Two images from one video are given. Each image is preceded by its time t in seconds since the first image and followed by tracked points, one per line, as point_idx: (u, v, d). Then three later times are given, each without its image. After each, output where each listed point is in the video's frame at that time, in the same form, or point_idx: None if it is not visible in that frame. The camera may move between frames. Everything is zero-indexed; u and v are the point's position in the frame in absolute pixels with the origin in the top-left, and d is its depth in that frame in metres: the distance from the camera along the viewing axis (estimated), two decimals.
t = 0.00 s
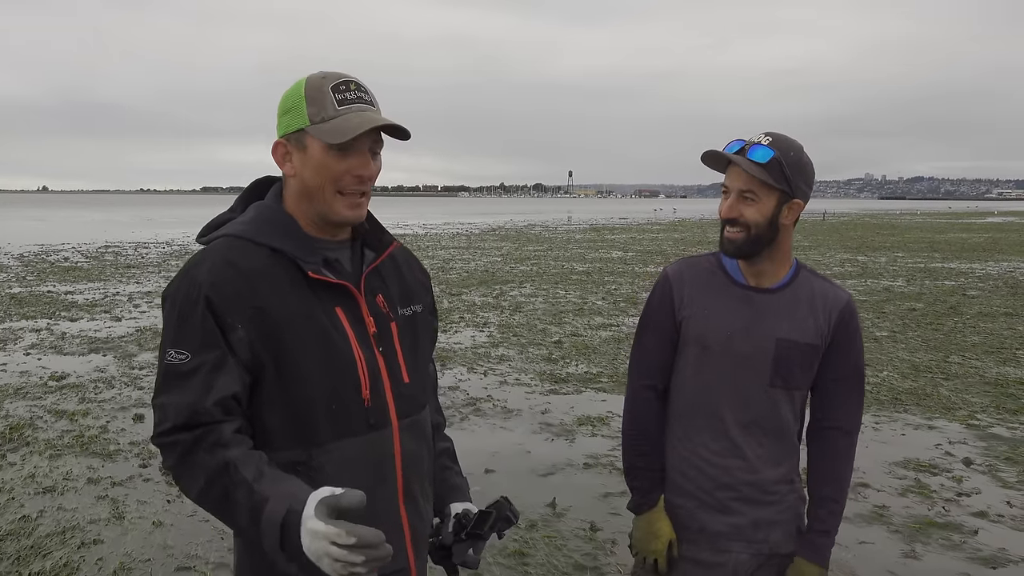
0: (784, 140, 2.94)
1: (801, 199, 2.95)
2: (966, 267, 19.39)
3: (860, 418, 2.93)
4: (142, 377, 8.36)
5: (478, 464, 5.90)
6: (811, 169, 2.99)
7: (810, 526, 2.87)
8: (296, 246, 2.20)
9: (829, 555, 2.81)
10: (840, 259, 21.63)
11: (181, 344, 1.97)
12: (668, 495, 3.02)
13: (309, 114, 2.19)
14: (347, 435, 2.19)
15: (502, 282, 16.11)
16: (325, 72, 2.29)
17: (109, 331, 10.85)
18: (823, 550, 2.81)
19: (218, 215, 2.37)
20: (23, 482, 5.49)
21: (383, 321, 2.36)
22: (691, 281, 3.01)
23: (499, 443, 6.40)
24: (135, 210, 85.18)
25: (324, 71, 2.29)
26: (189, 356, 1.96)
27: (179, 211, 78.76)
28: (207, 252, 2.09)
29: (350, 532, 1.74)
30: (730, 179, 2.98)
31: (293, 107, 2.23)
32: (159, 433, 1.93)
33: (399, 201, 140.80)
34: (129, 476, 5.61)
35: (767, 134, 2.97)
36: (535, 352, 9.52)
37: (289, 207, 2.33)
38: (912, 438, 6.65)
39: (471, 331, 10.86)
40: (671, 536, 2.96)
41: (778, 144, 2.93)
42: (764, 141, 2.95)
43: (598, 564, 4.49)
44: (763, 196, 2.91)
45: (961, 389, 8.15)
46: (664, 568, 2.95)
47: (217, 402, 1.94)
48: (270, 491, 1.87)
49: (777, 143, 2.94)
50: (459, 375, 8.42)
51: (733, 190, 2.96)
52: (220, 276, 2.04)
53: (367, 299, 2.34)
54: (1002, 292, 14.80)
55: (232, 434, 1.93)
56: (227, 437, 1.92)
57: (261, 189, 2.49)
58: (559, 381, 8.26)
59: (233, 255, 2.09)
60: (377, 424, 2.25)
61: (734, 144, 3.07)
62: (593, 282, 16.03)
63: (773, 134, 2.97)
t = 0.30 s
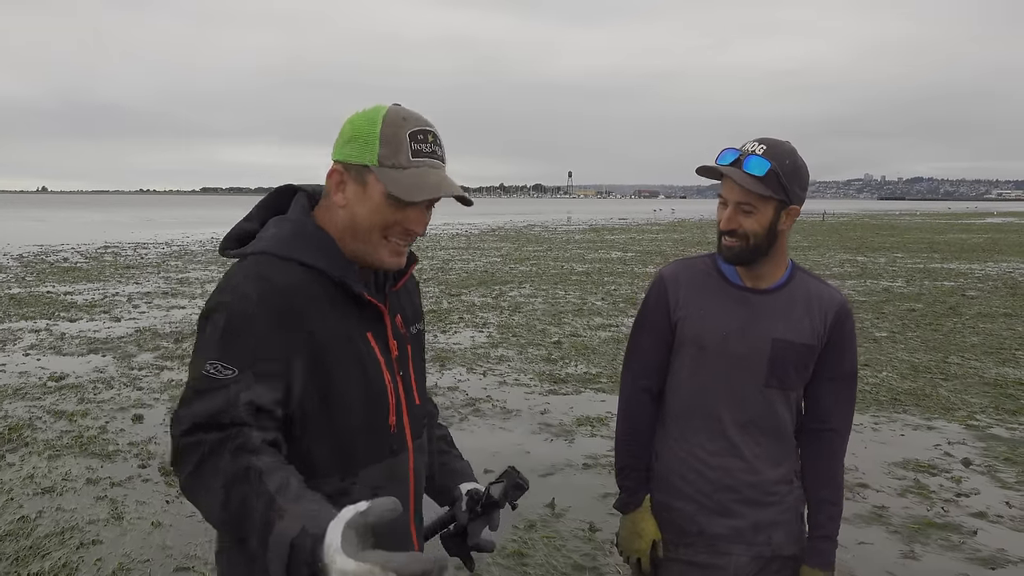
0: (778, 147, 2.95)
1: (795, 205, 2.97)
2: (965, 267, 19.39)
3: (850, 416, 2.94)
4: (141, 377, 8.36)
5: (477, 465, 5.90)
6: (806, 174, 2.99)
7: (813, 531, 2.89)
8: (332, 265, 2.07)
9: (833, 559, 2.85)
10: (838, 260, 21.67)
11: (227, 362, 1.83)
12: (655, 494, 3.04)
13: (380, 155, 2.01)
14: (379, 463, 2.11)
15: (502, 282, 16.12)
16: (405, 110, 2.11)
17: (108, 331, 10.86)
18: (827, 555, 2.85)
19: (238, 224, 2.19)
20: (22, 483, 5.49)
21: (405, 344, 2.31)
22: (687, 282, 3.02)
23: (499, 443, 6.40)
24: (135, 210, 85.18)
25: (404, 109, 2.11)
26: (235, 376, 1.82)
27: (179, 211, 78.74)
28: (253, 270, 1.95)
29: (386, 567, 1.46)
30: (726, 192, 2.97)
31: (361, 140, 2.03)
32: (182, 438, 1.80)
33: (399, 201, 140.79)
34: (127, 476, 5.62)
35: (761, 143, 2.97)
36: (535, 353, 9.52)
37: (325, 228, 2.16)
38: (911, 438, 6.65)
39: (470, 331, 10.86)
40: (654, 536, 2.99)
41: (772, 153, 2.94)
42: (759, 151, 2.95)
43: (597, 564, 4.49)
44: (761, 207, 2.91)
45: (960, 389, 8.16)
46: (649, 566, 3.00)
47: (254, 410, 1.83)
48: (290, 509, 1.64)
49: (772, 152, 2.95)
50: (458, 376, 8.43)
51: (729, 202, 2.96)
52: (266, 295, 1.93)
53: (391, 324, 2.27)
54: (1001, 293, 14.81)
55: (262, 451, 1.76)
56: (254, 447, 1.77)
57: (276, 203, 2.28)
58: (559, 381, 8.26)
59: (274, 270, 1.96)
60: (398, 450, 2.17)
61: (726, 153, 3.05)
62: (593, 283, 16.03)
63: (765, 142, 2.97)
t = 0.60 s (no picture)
0: (777, 146, 2.95)
1: (797, 203, 2.99)
2: (963, 268, 19.41)
3: (848, 416, 2.93)
4: (139, 378, 8.35)
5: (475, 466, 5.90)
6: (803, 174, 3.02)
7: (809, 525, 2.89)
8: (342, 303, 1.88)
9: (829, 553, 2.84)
10: (837, 261, 21.69)
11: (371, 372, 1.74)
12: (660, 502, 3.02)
13: (351, 180, 1.86)
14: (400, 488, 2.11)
15: (500, 283, 16.11)
16: (366, 123, 1.95)
17: (107, 332, 10.86)
18: (823, 549, 2.84)
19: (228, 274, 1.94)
20: (21, 483, 5.49)
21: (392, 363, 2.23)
22: (685, 282, 3.03)
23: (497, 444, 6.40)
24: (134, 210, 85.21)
25: (365, 123, 1.95)
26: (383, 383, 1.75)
27: (177, 212, 78.69)
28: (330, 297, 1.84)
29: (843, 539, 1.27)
30: (730, 197, 2.97)
31: (329, 166, 1.88)
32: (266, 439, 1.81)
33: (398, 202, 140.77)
34: (126, 476, 5.61)
35: (760, 143, 2.97)
36: (533, 354, 9.52)
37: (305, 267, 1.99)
38: (909, 439, 6.66)
39: (469, 331, 10.86)
40: (660, 543, 2.96)
41: (774, 153, 2.94)
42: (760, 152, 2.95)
43: (596, 566, 4.49)
44: (767, 209, 2.92)
45: (958, 390, 8.16)
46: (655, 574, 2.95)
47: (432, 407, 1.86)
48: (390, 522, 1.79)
49: (773, 152, 2.94)
50: (456, 377, 8.43)
51: (735, 207, 2.95)
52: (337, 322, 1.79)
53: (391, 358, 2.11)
54: (999, 294, 14.83)
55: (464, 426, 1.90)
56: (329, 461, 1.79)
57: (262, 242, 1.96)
58: (557, 382, 8.26)
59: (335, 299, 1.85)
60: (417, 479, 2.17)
61: (725, 158, 3.05)
62: (591, 283, 16.04)
63: (764, 143, 2.97)
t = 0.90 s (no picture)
0: (776, 143, 2.95)
1: (796, 198, 2.98)
2: (963, 268, 19.41)
3: (844, 418, 2.92)
4: (139, 379, 8.34)
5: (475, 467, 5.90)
6: (801, 167, 3.01)
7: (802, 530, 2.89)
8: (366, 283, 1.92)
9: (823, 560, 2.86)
10: (837, 260, 21.70)
11: (387, 373, 1.76)
12: (658, 500, 3.02)
13: (390, 147, 1.93)
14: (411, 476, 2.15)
15: (500, 283, 16.12)
16: (380, 94, 2.00)
17: (106, 333, 10.85)
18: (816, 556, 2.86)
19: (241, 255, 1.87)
20: (19, 485, 5.48)
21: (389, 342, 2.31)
22: (684, 281, 3.03)
23: (497, 444, 6.41)
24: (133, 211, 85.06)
25: (379, 93, 2.00)
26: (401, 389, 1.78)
27: (176, 212, 78.67)
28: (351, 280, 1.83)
29: None
30: (729, 189, 2.97)
31: (363, 136, 1.90)
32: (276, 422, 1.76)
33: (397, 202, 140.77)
34: (125, 477, 5.61)
35: (758, 139, 2.97)
36: (533, 354, 9.52)
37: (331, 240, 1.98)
38: (909, 439, 6.66)
39: (468, 332, 10.87)
40: (657, 541, 2.95)
41: (772, 149, 2.93)
42: (756, 146, 2.95)
43: (595, 566, 4.49)
44: (765, 202, 2.92)
45: (958, 390, 8.16)
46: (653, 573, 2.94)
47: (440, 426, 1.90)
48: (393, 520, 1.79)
49: (771, 147, 2.94)
50: (456, 377, 8.42)
51: (733, 199, 2.95)
52: (354, 297, 1.79)
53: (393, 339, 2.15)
54: (998, 293, 14.83)
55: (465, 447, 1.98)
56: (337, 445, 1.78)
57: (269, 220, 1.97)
58: (557, 382, 8.26)
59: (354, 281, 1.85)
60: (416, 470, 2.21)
61: (724, 152, 3.06)
62: (591, 284, 16.04)
63: (762, 138, 2.96)
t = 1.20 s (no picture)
0: (773, 137, 2.96)
1: (793, 194, 2.99)
2: (962, 269, 19.43)
3: (850, 420, 2.92)
4: (138, 380, 8.33)
5: (474, 468, 5.90)
6: (798, 166, 3.02)
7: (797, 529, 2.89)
8: (349, 270, 1.97)
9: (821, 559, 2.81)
10: (836, 261, 21.73)
11: (302, 362, 1.72)
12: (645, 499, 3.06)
13: (397, 140, 1.98)
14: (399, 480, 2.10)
15: (499, 285, 16.13)
16: (389, 88, 2.05)
17: (104, 334, 10.83)
18: (814, 554, 2.82)
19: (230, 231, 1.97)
20: (18, 487, 5.47)
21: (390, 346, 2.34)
22: (682, 282, 3.03)
23: (496, 445, 6.41)
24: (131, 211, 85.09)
25: (388, 88, 2.05)
26: (319, 385, 1.73)
27: (174, 213, 78.69)
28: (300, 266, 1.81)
29: None
30: (727, 180, 2.98)
31: (370, 126, 1.95)
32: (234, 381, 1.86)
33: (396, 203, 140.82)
34: (124, 479, 5.60)
35: (755, 133, 2.98)
36: (532, 355, 9.52)
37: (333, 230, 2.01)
38: (909, 439, 6.66)
39: (467, 333, 10.87)
40: (641, 540, 3.01)
41: (768, 142, 2.95)
42: (754, 139, 2.96)
43: (595, 567, 4.49)
44: (761, 194, 2.92)
45: (957, 390, 8.17)
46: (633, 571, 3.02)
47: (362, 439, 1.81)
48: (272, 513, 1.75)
49: (768, 141, 2.95)
50: (456, 378, 8.42)
51: (730, 189, 2.96)
52: (316, 276, 1.81)
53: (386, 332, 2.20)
54: (997, 294, 14.85)
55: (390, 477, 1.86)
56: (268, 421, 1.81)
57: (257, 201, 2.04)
58: (556, 383, 8.26)
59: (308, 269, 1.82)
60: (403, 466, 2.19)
61: (723, 145, 3.08)
62: (590, 285, 16.05)
63: (760, 133, 2.98)
